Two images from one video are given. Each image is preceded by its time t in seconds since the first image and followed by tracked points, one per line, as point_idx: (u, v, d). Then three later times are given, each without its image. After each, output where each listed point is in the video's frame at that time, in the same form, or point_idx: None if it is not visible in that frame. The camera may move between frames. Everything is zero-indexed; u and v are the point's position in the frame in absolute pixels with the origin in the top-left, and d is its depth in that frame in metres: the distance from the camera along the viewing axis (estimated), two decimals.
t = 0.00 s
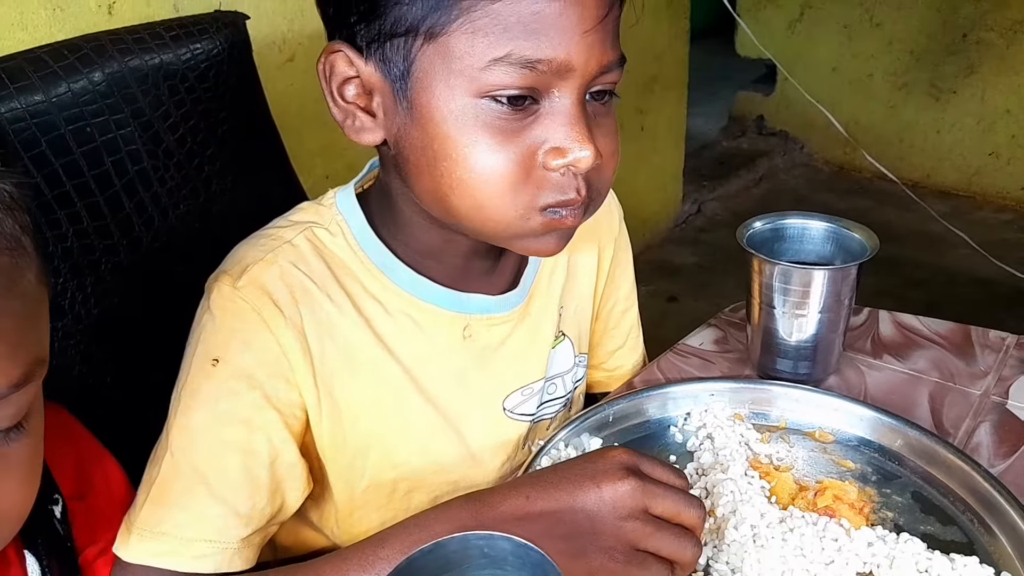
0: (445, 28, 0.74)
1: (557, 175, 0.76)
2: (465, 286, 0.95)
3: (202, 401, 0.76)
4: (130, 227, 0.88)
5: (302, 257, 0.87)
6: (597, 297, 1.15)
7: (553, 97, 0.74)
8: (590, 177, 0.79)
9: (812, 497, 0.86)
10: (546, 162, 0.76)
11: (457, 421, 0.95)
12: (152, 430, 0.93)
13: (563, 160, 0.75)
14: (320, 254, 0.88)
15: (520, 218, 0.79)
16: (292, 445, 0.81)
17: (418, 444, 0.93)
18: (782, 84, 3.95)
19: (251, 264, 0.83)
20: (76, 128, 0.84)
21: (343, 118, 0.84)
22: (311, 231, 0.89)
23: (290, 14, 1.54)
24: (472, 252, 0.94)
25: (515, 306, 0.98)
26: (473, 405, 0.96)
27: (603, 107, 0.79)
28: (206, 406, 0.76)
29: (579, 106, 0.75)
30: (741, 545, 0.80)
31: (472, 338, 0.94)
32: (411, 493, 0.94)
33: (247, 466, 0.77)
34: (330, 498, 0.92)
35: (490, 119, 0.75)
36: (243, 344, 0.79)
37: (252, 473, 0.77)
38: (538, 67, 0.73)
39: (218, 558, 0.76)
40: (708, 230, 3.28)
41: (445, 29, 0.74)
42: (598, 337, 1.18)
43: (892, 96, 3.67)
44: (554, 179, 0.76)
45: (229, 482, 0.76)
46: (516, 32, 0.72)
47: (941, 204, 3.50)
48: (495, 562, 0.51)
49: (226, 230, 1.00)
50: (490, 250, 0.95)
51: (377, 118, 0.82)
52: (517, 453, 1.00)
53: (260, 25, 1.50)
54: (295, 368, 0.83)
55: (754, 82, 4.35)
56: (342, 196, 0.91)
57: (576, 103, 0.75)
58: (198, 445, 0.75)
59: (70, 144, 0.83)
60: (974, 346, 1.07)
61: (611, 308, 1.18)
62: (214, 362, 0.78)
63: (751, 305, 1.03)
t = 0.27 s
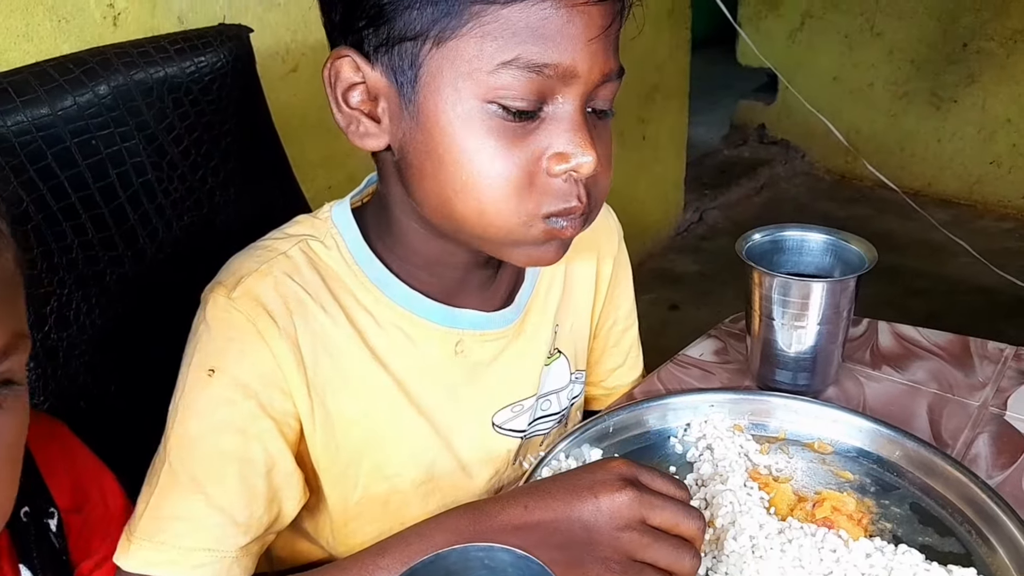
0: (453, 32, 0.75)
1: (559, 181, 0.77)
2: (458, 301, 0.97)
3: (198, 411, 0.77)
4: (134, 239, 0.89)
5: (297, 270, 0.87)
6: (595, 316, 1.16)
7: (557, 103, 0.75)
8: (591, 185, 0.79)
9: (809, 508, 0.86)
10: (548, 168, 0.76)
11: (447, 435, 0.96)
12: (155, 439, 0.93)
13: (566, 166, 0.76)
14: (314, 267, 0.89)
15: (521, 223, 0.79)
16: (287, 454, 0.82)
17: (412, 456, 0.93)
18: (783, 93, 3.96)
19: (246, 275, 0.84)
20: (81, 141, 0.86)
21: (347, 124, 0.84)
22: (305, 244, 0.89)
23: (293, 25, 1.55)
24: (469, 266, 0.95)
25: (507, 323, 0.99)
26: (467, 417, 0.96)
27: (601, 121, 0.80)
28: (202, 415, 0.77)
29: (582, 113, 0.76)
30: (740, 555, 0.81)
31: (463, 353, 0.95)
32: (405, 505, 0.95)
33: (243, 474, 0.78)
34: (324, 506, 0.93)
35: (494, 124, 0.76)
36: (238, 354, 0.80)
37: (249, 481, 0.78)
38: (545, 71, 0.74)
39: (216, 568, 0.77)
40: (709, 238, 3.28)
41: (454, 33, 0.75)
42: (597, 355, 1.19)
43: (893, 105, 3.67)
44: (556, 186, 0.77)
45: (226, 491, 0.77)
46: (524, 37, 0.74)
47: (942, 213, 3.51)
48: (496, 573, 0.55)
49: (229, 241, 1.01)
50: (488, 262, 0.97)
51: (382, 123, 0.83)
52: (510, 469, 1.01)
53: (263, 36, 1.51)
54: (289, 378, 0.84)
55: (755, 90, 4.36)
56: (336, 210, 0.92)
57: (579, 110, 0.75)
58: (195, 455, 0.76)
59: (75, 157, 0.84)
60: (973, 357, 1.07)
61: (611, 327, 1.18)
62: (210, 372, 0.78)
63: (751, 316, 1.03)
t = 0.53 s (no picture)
0: (448, 48, 0.76)
1: (555, 195, 0.78)
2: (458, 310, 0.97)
3: (199, 421, 0.78)
4: (137, 247, 0.90)
5: (297, 279, 0.88)
6: (592, 322, 1.17)
7: (552, 117, 0.76)
8: (588, 197, 0.80)
9: (809, 516, 0.87)
10: (544, 181, 0.77)
11: (447, 442, 0.96)
12: (158, 446, 0.94)
13: (561, 180, 0.77)
14: (315, 277, 0.89)
15: (518, 236, 0.80)
16: (288, 463, 0.82)
17: (413, 463, 0.94)
18: (783, 99, 3.97)
19: (247, 286, 0.85)
20: (85, 151, 0.86)
21: (344, 138, 0.85)
22: (305, 254, 0.90)
23: (295, 33, 1.56)
24: (467, 276, 0.96)
25: (506, 332, 0.99)
26: (467, 425, 0.97)
27: (597, 131, 0.81)
28: (203, 426, 0.77)
29: (577, 126, 0.76)
30: (739, 563, 0.81)
31: (463, 361, 0.96)
32: (407, 512, 0.95)
33: (245, 482, 0.78)
34: (325, 513, 0.94)
35: (490, 138, 0.76)
36: (239, 364, 0.80)
37: (251, 490, 0.79)
38: (538, 86, 0.75)
39: None
40: (710, 244, 3.29)
41: (448, 49, 0.76)
42: (595, 360, 1.19)
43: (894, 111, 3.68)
44: (552, 199, 0.78)
45: (230, 500, 0.77)
46: (517, 53, 0.74)
47: (943, 219, 3.51)
48: None
49: (232, 249, 1.01)
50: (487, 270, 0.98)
51: (380, 138, 0.83)
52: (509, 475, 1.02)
53: (265, 44, 1.52)
54: (291, 387, 0.84)
55: (756, 96, 4.37)
56: (337, 220, 0.93)
57: (573, 122, 0.76)
58: (198, 465, 0.77)
59: (79, 166, 0.85)
60: (972, 365, 1.08)
61: (608, 332, 1.19)
62: (212, 382, 0.79)
63: (750, 324, 1.04)
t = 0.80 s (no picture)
0: (447, 61, 0.77)
1: (553, 204, 0.79)
2: (462, 318, 0.98)
3: (206, 430, 0.79)
4: (145, 256, 0.90)
5: (302, 290, 0.89)
6: (593, 330, 1.17)
7: (550, 128, 0.77)
8: (585, 205, 0.81)
9: (810, 524, 0.87)
10: (542, 191, 0.78)
11: (450, 450, 0.97)
12: (164, 453, 0.95)
13: (559, 189, 0.78)
14: (319, 287, 0.90)
15: (517, 246, 0.81)
16: (294, 470, 0.83)
17: (416, 471, 0.95)
18: (786, 107, 3.98)
19: (252, 296, 0.86)
20: (93, 161, 0.87)
21: (346, 149, 0.86)
22: (310, 264, 0.91)
23: (300, 42, 1.57)
24: (468, 285, 0.97)
25: (508, 339, 1.00)
26: (469, 433, 0.97)
27: (595, 142, 0.82)
28: (210, 434, 0.78)
29: (575, 137, 0.77)
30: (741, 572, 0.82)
31: (466, 368, 0.96)
32: (410, 520, 0.96)
33: (252, 491, 0.79)
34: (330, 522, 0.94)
35: (489, 150, 0.77)
36: (244, 373, 0.81)
37: (257, 498, 0.80)
38: (536, 99, 0.76)
39: None
40: (713, 251, 3.29)
41: (446, 63, 0.77)
42: (596, 368, 1.20)
43: (897, 117, 3.67)
44: (550, 207, 0.79)
45: (237, 508, 0.78)
46: (515, 66, 0.76)
47: (947, 226, 3.52)
48: None
49: (238, 258, 1.02)
50: (489, 278, 0.99)
51: (380, 149, 0.84)
52: (513, 482, 1.02)
53: (270, 53, 1.53)
54: (295, 396, 0.85)
55: (758, 103, 4.38)
56: (340, 231, 0.93)
57: (572, 133, 0.77)
58: (204, 473, 0.78)
59: (88, 177, 0.86)
60: (973, 373, 1.08)
61: (609, 339, 1.19)
62: (218, 391, 0.80)
63: (752, 333, 1.05)
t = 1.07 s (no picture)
0: (448, 76, 0.77)
1: (551, 215, 0.79)
2: (461, 322, 0.99)
3: (208, 435, 0.79)
4: (149, 262, 0.91)
5: (304, 295, 0.89)
6: (592, 333, 1.18)
7: (549, 141, 0.77)
8: (583, 218, 0.82)
9: (810, 529, 0.88)
10: (540, 202, 0.79)
11: (451, 454, 0.97)
12: (169, 458, 0.95)
13: (556, 203, 0.78)
14: (321, 292, 0.91)
15: (515, 257, 0.82)
16: (296, 474, 0.83)
17: (419, 475, 0.95)
18: (786, 110, 3.98)
19: (255, 302, 0.86)
20: (98, 167, 0.88)
21: (348, 158, 0.87)
22: (313, 270, 0.92)
23: (302, 47, 1.58)
24: (467, 289, 0.98)
25: (508, 342, 1.01)
26: (470, 436, 0.98)
27: (594, 155, 0.82)
28: (211, 440, 0.79)
29: (574, 151, 0.78)
30: None
31: (467, 372, 0.97)
32: (412, 523, 0.96)
33: (255, 494, 0.80)
34: (333, 525, 0.95)
35: (490, 161, 0.78)
36: (247, 380, 0.81)
37: (261, 502, 0.80)
38: (535, 113, 0.76)
39: None
40: (714, 255, 3.30)
41: (447, 76, 0.77)
42: (595, 371, 1.20)
43: (898, 121, 3.68)
44: (548, 219, 0.80)
45: (240, 512, 0.79)
46: (515, 82, 0.76)
47: (947, 229, 3.52)
48: None
49: (241, 263, 1.02)
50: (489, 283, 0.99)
51: (382, 158, 0.85)
52: (515, 486, 1.03)
53: (273, 58, 1.53)
54: (297, 402, 0.85)
55: (759, 107, 4.39)
56: (342, 237, 0.94)
57: (571, 146, 0.78)
58: (207, 476, 0.78)
59: (93, 183, 0.87)
60: (972, 379, 1.09)
61: (608, 343, 1.20)
62: (222, 396, 0.80)
63: (752, 338, 1.05)
